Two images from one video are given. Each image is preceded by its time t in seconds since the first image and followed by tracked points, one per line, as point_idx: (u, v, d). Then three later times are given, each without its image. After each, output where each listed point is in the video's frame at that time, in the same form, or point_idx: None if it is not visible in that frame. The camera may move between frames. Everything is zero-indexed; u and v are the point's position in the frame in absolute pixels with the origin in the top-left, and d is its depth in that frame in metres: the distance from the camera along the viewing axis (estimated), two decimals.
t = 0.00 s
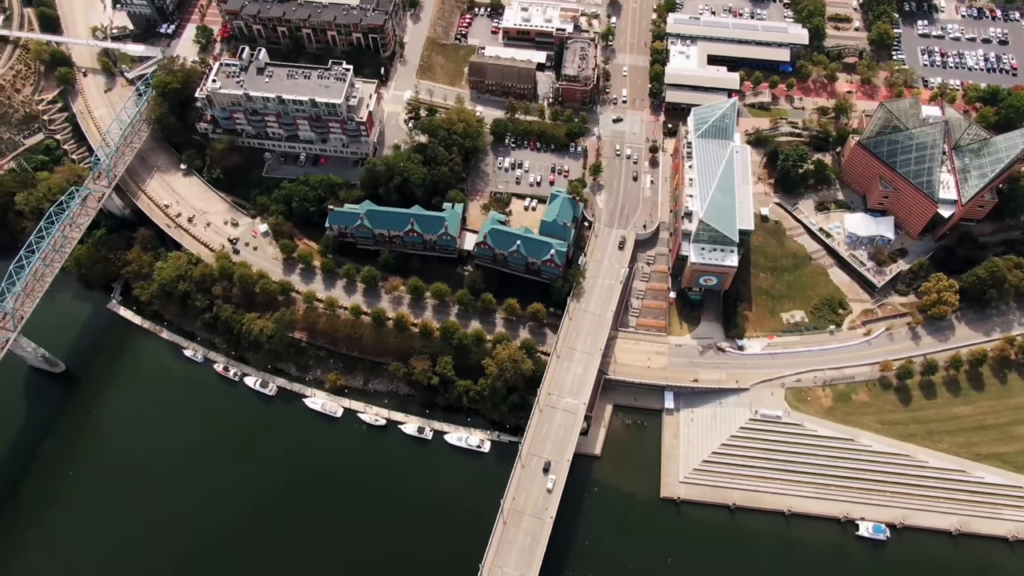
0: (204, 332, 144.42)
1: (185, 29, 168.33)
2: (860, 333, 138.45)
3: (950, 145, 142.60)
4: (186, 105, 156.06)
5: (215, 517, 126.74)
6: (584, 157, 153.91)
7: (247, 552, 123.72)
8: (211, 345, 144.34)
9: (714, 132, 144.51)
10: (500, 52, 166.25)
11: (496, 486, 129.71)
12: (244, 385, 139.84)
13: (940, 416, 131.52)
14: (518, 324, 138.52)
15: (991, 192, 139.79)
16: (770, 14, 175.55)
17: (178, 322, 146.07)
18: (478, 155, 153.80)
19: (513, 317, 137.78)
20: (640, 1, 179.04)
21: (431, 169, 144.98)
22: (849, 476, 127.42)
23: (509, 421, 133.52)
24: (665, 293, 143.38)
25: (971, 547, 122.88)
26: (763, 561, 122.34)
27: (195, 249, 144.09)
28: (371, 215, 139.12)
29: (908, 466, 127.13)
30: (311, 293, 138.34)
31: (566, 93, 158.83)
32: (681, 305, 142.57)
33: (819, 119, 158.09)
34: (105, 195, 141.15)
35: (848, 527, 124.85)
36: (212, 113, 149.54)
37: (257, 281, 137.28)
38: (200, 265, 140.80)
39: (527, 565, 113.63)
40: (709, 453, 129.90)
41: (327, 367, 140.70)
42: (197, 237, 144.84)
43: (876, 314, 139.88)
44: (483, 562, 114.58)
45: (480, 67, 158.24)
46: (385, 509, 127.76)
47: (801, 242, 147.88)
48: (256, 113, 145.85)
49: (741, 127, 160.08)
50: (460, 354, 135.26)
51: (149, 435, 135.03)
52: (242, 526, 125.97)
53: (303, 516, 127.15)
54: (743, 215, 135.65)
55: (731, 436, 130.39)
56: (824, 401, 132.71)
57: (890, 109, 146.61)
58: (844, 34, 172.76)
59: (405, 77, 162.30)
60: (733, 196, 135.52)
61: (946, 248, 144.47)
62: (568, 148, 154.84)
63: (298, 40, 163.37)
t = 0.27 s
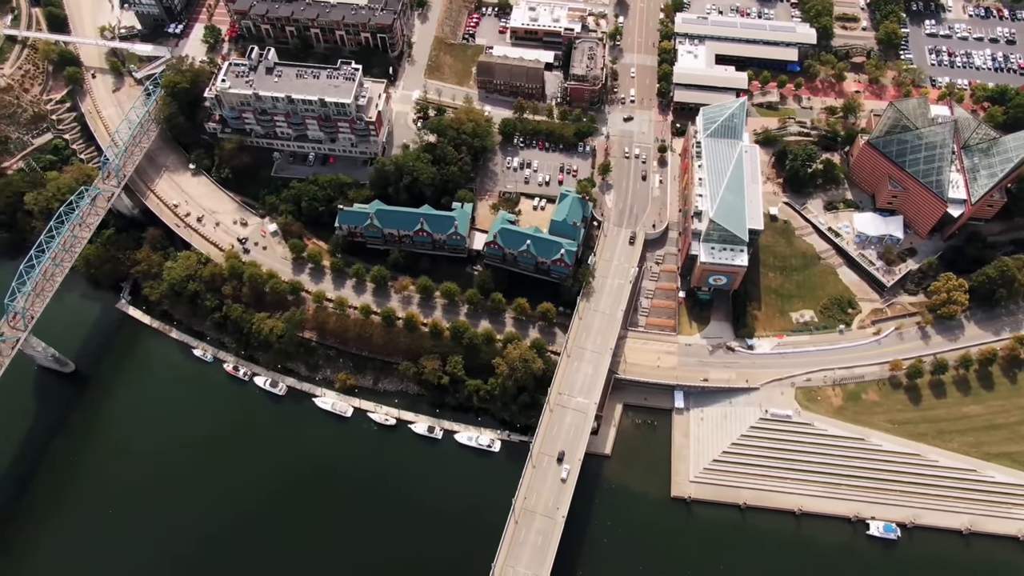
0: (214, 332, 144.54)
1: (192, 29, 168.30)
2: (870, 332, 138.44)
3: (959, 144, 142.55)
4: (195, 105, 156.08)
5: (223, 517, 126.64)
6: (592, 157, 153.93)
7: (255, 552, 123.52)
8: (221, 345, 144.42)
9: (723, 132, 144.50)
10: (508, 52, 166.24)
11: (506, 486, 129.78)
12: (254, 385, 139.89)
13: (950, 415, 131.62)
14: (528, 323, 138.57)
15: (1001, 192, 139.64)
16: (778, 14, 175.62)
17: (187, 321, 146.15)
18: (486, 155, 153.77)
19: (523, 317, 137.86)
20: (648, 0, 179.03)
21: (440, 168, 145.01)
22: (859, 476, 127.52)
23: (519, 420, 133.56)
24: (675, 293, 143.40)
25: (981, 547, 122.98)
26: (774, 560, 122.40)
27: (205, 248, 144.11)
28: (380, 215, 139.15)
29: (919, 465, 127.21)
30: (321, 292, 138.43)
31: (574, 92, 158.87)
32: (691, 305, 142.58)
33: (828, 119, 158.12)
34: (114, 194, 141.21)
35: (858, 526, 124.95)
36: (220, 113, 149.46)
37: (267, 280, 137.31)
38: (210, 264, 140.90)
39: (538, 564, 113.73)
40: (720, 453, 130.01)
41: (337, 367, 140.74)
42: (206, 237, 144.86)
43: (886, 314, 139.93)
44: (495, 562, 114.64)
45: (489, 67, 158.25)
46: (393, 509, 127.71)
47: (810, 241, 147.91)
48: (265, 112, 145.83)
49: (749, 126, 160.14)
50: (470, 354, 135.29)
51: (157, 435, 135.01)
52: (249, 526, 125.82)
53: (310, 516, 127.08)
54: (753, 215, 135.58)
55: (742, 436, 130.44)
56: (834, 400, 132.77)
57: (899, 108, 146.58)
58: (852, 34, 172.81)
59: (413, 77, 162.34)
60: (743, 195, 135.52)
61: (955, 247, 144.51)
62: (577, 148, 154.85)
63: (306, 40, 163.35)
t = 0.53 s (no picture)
0: (225, 332, 144.64)
1: (202, 29, 168.32)
2: (881, 332, 138.46)
3: (970, 143, 142.59)
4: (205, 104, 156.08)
5: (230, 517, 126.61)
6: (602, 156, 154.00)
7: (263, 552, 123.50)
8: (232, 344, 144.49)
9: (734, 131, 144.52)
10: (517, 52, 166.27)
11: (518, 485, 129.83)
12: (265, 384, 139.98)
13: (962, 414, 131.66)
14: (539, 322, 138.65)
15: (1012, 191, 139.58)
16: (787, 13, 175.65)
17: (198, 321, 146.23)
18: (497, 154, 153.82)
19: (534, 316, 137.95)
20: None
21: (451, 168, 145.08)
22: (871, 475, 127.59)
23: (532, 420, 133.59)
24: (686, 292, 143.44)
25: (994, 545, 123.05)
26: (787, 559, 122.49)
27: (216, 248, 144.18)
28: (392, 214, 139.22)
29: (931, 464, 127.24)
30: (332, 292, 138.53)
31: (584, 92, 158.95)
32: (702, 304, 142.63)
33: (838, 118, 158.19)
34: (125, 194, 141.26)
35: (871, 525, 125.02)
36: (231, 112, 149.49)
37: (279, 280, 137.40)
38: (221, 264, 141.01)
39: (552, 564, 113.85)
40: (732, 452, 130.08)
41: (348, 366, 140.81)
42: (217, 236, 144.92)
43: (897, 313, 139.95)
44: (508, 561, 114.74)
45: (499, 66, 158.30)
46: (403, 509, 127.63)
47: (821, 240, 147.95)
48: (275, 112, 145.87)
49: (759, 126, 160.22)
50: (482, 353, 135.34)
51: (164, 435, 135.02)
52: (256, 526, 125.75)
53: (318, 516, 127.11)
54: (764, 214, 135.13)
55: (754, 435, 130.50)
56: (846, 399, 132.83)
57: (910, 108, 146.63)
58: (861, 33, 172.86)
59: (423, 76, 162.42)
60: (754, 195, 135.64)
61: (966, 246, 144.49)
62: (587, 147, 154.92)
63: (315, 39, 163.39)
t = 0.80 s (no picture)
0: (235, 331, 144.73)
1: (210, 28, 168.38)
2: (891, 331, 138.44)
3: (980, 143, 142.56)
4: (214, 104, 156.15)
5: (237, 517, 126.62)
6: (611, 156, 154.10)
7: (269, 552, 123.47)
8: (241, 344, 144.56)
9: (743, 131, 144.58)
10: (525, 51, 166.34)
11: (528, 485, 129.82)
12: (275, 384, 140.04)
13: (972, 413, 131.63)
14: (549, 322, 138.72)
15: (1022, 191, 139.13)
16: (794, 13, 175.76)
17: (208, 320, 146.36)
18: (506, 154, 153.90)
19: (544, 315, 138.05)
20: None
21: (460, 167, 145.16)
22: (882, 474, 127.63)
23: (542, 419, 133.64)
24: (695, 291, 143.47)
25: (1004, 545, 123.08)
26: (797, 558, 122.61)
27: (225, 247, 144.29)
28: (401, 213, 139.30)
29: (941, 463, 127.24)
30: (342, 291, 138.67)
31: (593, 92, 159.03)
32: (712, 303, 142.65)
33: (846, 118, 158.29)
34: (135, 194, 141.35)
35: (881, 524, 125.06)
36: (240, 112, 149.51)
37: (288, 279, 137.46)
38: (231, 263, 141.15)
39: (564, 563, 113.96)
40: (743, 451, 130.15)
41: (358, 365, 140.87)
42: (227, 235, 145.00)
43: (906, 312, 139.90)
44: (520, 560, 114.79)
45: (507, 66, 158.38)
46: (412, 508, 127.67)
47: (830, 240, 147.98)
48: (285, 111, 145.96)
49: (767, 125, 160.33)
50: (492, 352, 135.40)
51: (171, 434, 135.03)
52: (263, 526, 125.75)
53: (326, 516, 127.10)
54: (774, 213, 134.83)
55: (764, 434, 130.55)
56: (856, 399, 132.85)
57: (920, 107, 146.83)
58: (868, 33, 172.94)
59: (431, 76, 162.52)
60: (764, 194, 135.77)
61: (976, 246, 144.29)
62: (595, 146, 155.02)
63: (324, 39, 163.44)
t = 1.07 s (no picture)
0: (244, 331, 144.82)
1: (218, 28, 168.42)
2: (900, 330, 138.45)
3: (989, 143, 142.79)
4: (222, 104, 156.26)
5: (245, 517, 126.57)
6: (619, 155, 154.18)
7: (280, 552, 123.37)
8: (251, 344, 144.61)
9: (752, 131, 144.64)
10: (533, 51, 166.42)
11: (539, 485, 129.82)
12: (284, 383, 140.01)
13: (982, 413, 131.65)
14: (559, 321, 138.75)
15: None
16: (802, 12, 175.83)
17: (217, 320, 146.44)
18: (514, 154, 154.00)
19: (553, 315, 138.10)
20: None
21: (469, 167, 145.23)
22: (892, 473, 127.67)
23: (552, 418, 133.65)
24: (705, 291, 143.52)
25: (1015, 544, 123.16)
26: (808, 557, 122.66)
27: (235, 247, 144.32)
28: (411, 213, 139.34)
29: (952, 463, 127.29)
30: (352, 291, 138.75)
31: (601, 91, 159.13)
32: (721, 303, 142.71)
33: (854, 117, 158.42)
34: (144, 193, 141.42)
35: (891, 524, 125.20)
36: (249, 111, 149.31)
37: (298, 279, 137.56)
38: (241, 263, 141.26)
39: (576, 562, 114.00)
40: (753, 450, 130.18)
41: (368, 365, 140.92)
42: (236, 235, 145.02)
43: (916, 312, 139.90)
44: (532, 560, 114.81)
45: (516, 65, 158.50)
46: (421, 508, 127.65)
47: (839, 240, 148.02)
48: (294, 111, 145.95)
49: (776, 125, 160.46)
50: (502, 352, 135.44)
51: (179, 433, 134.95)
52: (273, 527, 125.65)
53: (335, 516, 127.02)
54: (783, 212, 135.96)
55: (775, 434, 130.61)
56: (866, 398, 132.89)
57: (930, 107, 146.96)
58: (876, 33, 173.03)
59: (439, 75, 162.61)
60: (774, 194, 135.85)
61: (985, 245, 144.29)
62: (604, 146, 155.10)
63: (332, 39, 163.45)
